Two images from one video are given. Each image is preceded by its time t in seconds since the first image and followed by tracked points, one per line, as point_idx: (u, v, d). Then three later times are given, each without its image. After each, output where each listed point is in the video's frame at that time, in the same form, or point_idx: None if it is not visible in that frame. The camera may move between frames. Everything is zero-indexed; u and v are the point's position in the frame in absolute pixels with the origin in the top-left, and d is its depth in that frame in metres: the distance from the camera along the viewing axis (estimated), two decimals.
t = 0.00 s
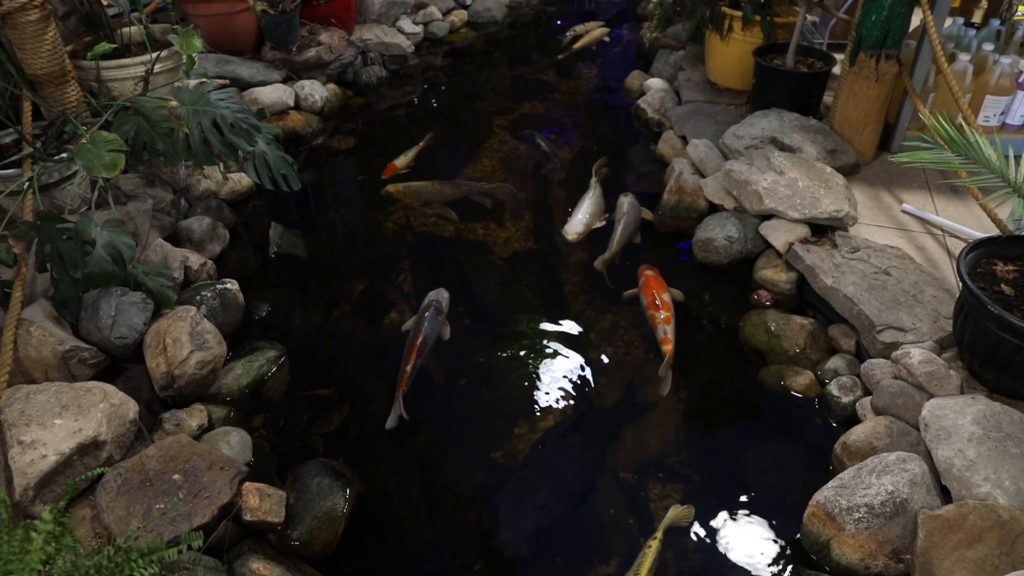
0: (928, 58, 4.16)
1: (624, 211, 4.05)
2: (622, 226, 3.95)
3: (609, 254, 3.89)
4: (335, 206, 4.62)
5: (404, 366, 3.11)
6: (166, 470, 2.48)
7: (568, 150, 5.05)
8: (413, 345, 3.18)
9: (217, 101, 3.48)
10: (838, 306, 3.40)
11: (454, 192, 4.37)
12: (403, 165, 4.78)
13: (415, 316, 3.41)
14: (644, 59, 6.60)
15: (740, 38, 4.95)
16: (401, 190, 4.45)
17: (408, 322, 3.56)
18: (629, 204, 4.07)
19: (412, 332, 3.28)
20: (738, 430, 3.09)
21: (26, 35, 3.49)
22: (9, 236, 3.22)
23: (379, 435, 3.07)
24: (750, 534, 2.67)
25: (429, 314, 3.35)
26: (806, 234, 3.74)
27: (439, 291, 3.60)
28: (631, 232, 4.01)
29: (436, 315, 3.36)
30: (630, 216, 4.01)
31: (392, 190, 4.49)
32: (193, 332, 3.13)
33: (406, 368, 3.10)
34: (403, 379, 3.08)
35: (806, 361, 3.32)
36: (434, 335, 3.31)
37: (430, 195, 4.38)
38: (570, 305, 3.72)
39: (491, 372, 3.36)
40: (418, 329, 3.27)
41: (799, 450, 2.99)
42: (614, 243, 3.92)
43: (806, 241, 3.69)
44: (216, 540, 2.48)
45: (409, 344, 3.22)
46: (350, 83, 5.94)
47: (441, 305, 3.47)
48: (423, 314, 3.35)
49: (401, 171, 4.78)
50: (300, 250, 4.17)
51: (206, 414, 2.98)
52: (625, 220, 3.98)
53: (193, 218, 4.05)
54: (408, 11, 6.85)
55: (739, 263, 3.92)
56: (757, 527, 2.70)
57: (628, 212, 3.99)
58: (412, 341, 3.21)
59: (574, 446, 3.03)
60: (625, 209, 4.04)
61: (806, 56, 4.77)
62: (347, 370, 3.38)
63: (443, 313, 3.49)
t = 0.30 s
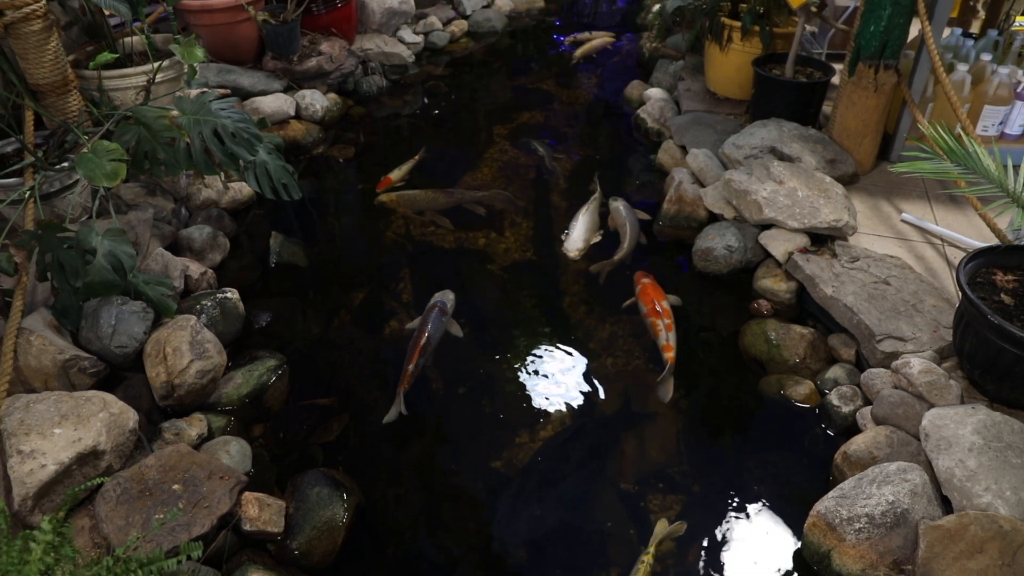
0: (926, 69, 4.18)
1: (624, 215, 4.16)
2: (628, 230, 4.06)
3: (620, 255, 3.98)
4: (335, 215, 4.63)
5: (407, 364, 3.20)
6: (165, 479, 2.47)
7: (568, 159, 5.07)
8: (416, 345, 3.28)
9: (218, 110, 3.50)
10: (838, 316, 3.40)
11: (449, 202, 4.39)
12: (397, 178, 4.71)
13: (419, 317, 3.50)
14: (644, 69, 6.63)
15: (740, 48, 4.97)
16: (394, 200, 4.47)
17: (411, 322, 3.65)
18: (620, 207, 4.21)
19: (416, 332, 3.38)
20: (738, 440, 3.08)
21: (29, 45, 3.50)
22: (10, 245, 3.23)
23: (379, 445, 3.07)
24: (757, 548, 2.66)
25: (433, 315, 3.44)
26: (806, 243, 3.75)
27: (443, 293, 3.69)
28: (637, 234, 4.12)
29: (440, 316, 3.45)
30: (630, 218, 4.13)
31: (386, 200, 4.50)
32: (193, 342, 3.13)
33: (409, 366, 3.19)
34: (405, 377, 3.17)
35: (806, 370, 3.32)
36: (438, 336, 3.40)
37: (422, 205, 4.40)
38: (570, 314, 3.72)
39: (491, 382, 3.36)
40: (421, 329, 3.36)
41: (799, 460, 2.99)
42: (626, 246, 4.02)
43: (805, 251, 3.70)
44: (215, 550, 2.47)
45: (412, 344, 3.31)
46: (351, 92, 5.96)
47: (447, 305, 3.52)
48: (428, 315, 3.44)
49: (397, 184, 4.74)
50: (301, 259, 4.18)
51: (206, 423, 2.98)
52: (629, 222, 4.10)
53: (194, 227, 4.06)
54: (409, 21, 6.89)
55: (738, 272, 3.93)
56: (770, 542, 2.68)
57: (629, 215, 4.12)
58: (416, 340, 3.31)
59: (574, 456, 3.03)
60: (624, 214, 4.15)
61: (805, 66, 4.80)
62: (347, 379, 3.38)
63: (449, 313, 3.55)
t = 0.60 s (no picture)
0: (925, 79, 4.21)
1: (619, 219, 4.21)
2: (628, 233, 4.14)
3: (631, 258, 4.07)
4: (335, 225, 4.64)
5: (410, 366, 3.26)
6: (164, 489, 2.47)
7: (567, 169, 5.08)
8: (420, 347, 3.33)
9: (220, 120, 3.52)
10: (838, 326, 3.40)
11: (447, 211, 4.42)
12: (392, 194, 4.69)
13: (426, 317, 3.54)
14: (644, 79, 6.65)
15: (739, 58, 5.00)
16: (389, 211, 4.50)
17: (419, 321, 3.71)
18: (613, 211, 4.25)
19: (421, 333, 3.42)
20: (738, 450, 3.08)
21: (32, 56, 3.52)
22: (11, 254, 3.24)
23: (379, 455, 3.06)
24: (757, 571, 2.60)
25: (438, 317, 3.45)
26: (806, 253, 3.75)
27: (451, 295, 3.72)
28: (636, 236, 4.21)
29: (445, 318, 3.46)
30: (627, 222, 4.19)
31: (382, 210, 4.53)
32: (193, 351, 3.13)
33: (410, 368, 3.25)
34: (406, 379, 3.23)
35: (806, 380, 3.32)
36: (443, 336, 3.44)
37: (416, 214, 4.44)
38: (570, 324, 3.73)
39: (491, 391, 3.36)
40: (425, 330, 3.39)
41: (799, 470, 2.98)
42: (632, 248, 4.11)
43: (805, 260, 3.70)
44: (215, 559, 2.47)
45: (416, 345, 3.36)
46: (352, 102, 5.99)
47: (452, 308, 3.54)
48: (433, 317, 3.46)
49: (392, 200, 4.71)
50: (301, 268, 4.19)
51: (206, 432, 2.98)
52: (627, 226, 4.16)
53: (194, 236, 4.07)
54: (409, 31, 6.92)
55: (738, 282, 3.94)
56: (767, 564, 2.63)
57: (625, 218, 4.17)
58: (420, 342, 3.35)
59: (575, 466, 3.02)
60: (621, 218, 4.21)
61: (804, 76, 4.82)
62: (347, 389, 3.38)
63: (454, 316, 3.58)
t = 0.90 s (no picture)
0: (924, 89, 4.22)
1: (614, 223, 4.24)
2: (623, 235, 4.17)
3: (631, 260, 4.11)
4: (336, 234, 4.65)
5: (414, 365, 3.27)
6: (164, 498, 2.46)
7: (567, 179, 5.10)
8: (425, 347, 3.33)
9: (221, 130, 3.53)
10: (838, 335, 3.40)
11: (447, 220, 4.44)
12: (388, 208, 4.66)
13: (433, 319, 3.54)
14: (645, 88, 6.67)
15: (739, 68, 5.02)
16: (383, 220, 4.48)
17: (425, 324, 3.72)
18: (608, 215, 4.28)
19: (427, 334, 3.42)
20: (739, 459, 3.08)
21: (34, 65, 3.53)
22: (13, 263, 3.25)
23: (380, 464, 3.06)
24: (757, 567, 2.64)
25: (443, 320, 3.46)
26: (806, 263, 3.76)
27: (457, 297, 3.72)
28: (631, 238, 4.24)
29: (450, 321, 3.47)
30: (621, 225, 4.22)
31: (372, 221, 4.51)
32: (193, 360, 3.13)
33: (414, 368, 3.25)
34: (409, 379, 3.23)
35: (806, 390, 3.32)
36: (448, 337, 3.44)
37: (412, 223, 4.44)
38: (570, 333, 3.73)
39: (491, 401, 3.36)
40: (429, 332, 3.39)
41: (800, 480, 2.97)
42: (629, 249, 4.14)
43: (805, 270, 3.71)
44: (214, 569, 2.46)
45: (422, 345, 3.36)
46: (352, 111, 6.01)
47: (458, 310, 3.55)
48: (438, 319, 3.47)
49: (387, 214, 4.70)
50: (302, 278, 4.19)
51: (206, 442, 2.97)
52: (622, 229, 4.19)
53: (195, 245, 4.08)
54: (410, 41, 6.96)
55: (738, 291, 3.94)
56: (770, 561, 2.66)
57: (620, 221, 4.20)
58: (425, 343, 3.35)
59: (575, 476, 3.01)
60: (615, 221, 4.24)
61: (804, 85, 4.84)
62: (348, 398, 3.37)
63: (461, 318, 3.58)
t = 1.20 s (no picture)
0: (923, 99, 4.24)
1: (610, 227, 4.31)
2: (618, 239, 4.24)
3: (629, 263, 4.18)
4: (336, 244, 4.65)
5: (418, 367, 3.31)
6: (164, 508, 2.46)
7: (568, 188, 5.11)
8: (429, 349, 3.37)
9: (222, 140, 3.54)
10: (839, 345, 3.40)
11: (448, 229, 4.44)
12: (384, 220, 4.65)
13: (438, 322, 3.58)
14: (645, 98, 6.70)
15: (738, 78, 5.04)
16: (377, 231, 4.46)
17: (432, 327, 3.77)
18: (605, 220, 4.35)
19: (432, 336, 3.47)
20: (739, 470, 3.07)
21: (37, 76, 3.55)
22: (14, 272, 3.25)
23: (380, 474, 3.05)
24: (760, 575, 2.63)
25: (449, 322, 3.49)
26: (806, 272, 3.76)
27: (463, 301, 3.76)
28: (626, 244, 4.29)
29: (456, 323, 3.50)
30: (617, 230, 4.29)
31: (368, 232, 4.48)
32: (194, 370, 3.13)
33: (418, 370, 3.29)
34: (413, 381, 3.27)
35: (806, 400, 3.31)
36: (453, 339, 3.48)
37: (407, 232, 4.44)
38: (570, 343, 3.73)
39: (492, 411, 3.36)
40: (435, 334, 3.43)
41: (801, 491, 2.97)
42: (623, 253, 4.20)
43: (805, 279, 3.71)
44: None
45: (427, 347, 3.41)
46: (353, 121, 6.03)
47: (464, 314, 3.58)
48: (444, 321, 3.50)
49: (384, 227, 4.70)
50: (303, 287, 4.19)
51: (206, 451, 2.97)
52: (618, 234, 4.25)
53: (196, 255, 4.09)
54: (410, 51, 6.99)
55: (738, 301, 3.95)
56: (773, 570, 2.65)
57: (616, 226, 4.27)
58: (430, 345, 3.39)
59: (576, 486, 3.00)
60: (611, 225, 4.31)
61: (804, 95, 4.85)
62: (347, 408, 3.37)
63: (466, 321, 3.61)
